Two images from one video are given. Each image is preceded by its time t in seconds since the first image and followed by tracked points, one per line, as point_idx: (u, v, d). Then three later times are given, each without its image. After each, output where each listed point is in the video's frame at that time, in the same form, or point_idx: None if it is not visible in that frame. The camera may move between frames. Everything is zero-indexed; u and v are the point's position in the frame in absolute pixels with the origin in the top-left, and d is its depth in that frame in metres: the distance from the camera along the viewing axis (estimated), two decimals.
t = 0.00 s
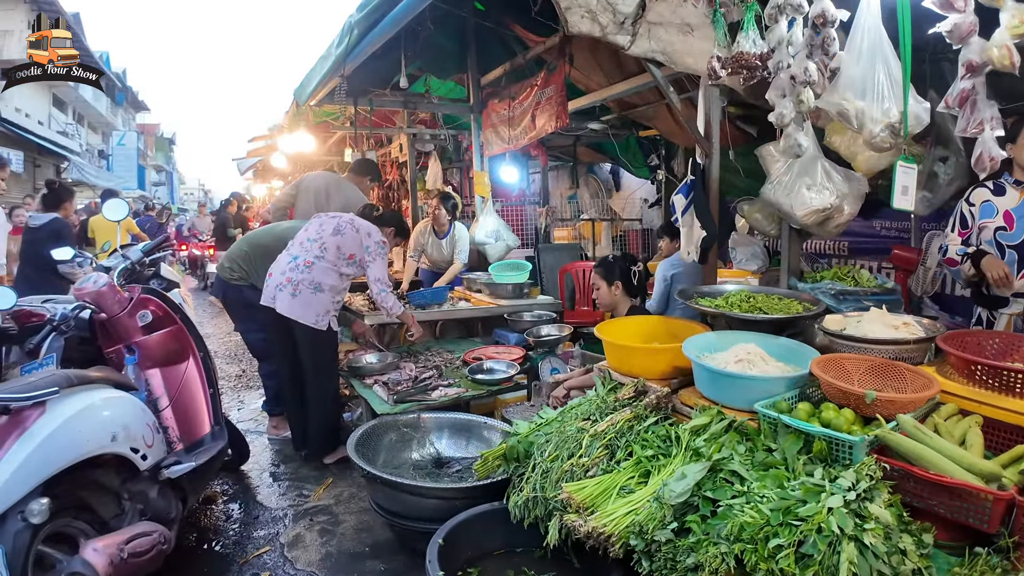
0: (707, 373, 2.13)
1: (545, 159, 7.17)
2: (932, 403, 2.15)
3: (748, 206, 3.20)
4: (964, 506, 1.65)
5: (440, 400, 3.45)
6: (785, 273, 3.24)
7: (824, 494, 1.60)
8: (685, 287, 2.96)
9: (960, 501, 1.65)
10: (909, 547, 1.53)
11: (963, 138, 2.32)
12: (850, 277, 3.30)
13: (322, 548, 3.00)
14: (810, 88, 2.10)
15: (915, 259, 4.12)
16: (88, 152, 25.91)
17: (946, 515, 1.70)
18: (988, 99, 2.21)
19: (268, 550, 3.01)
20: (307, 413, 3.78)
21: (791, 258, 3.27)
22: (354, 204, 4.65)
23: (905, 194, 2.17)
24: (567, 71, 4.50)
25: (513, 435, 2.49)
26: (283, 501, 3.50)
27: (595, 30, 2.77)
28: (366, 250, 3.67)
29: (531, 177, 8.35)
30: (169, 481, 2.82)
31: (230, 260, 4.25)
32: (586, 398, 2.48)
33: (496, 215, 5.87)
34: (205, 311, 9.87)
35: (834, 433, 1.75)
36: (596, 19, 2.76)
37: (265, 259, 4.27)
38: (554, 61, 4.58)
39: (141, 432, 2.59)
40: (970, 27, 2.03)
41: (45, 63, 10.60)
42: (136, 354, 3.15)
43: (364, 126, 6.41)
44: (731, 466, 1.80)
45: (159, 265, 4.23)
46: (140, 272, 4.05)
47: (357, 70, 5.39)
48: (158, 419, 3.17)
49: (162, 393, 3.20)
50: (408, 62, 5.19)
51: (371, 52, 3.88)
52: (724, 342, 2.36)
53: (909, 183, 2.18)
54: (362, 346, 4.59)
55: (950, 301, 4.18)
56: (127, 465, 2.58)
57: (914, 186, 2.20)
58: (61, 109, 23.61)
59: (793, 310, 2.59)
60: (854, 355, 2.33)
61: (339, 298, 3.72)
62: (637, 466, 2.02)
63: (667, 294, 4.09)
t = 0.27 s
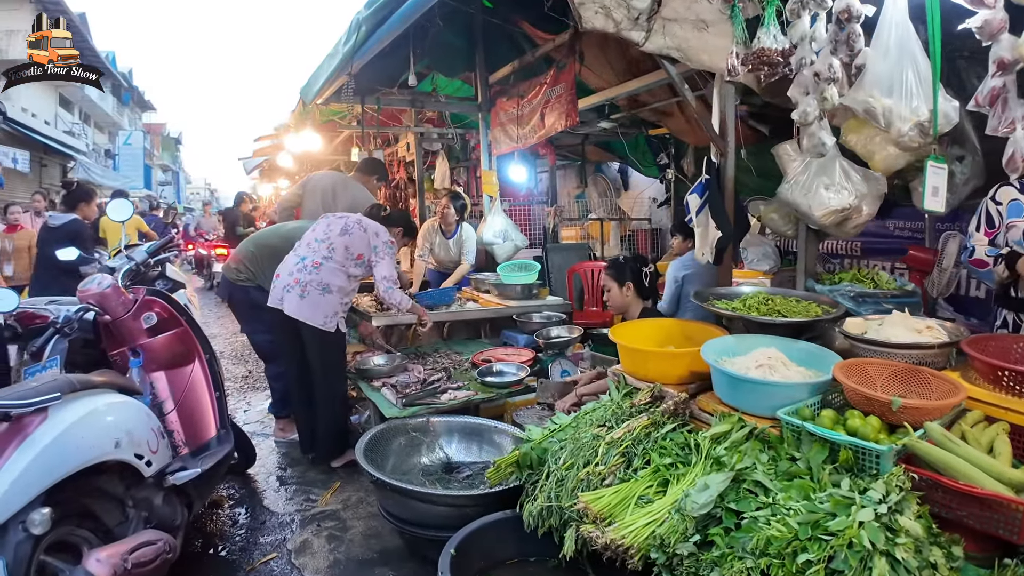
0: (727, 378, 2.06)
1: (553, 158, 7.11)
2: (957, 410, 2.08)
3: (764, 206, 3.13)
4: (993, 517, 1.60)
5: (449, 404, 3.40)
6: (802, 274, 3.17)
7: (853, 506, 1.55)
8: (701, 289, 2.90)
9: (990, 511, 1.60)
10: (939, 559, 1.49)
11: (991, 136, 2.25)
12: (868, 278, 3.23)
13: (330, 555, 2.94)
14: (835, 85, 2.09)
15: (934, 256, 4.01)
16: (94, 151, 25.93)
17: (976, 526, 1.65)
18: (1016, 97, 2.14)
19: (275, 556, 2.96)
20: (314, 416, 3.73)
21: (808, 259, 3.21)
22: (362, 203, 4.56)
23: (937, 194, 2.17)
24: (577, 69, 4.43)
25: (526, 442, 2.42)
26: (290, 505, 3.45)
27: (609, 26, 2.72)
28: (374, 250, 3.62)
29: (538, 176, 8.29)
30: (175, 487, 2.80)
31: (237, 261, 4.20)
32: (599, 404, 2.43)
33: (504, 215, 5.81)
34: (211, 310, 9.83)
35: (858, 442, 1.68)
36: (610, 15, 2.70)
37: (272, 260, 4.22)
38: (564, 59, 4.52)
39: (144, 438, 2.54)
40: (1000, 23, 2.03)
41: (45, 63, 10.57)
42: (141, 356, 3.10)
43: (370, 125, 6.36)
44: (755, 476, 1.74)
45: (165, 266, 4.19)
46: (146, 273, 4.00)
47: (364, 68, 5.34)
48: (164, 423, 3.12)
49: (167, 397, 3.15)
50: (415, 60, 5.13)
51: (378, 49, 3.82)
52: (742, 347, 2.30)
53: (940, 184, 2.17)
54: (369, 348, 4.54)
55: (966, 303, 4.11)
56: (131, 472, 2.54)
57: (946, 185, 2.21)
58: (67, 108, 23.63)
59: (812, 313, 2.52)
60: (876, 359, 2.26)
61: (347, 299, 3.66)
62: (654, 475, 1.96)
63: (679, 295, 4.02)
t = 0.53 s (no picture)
0: (752, 387, 1.98)
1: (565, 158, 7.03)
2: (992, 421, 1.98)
3: (785, 207, 3.05)
4: None
5: (461, 409, 3.33)
6: (824, 277, 3.08)
7: (891, 526, 1.48)
8: (722, 292, 2.81)
9: None
10: None
11: None
12: (893, 281, 3.13)
13: (339, 564, 2.87)
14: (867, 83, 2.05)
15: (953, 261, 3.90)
16: (105, 151, 25.99)
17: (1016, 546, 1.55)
18: None
19: (283, 565, 2.89)
20: (323, 420, 3.67)
21: (831, 262, 3.12)
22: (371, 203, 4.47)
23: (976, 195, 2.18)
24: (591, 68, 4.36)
25: (542, 451, 2.34)
26: (299, 512, 3.38)
27: (627, 21, 2.65)
28: (389, 253, 3.56)
29: (550, 176, 8.21)
30: (180, 495, 2.73)
31: (245, 262, 4.14)
32: (618, 412, 2.35)
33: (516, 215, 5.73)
34: (221, 310, 9.80)
35: (893, 457, 1.60)
36: (629, 10, 2.63)
37: (281, 261, 4.16)
38: (578, 57, 4.45)
39: (150, 446, 2.48)
40: None
41: (48, 62, 10.54)
42: (147, 360, 3.04)
43: (381, 124, 6.30)
44: (785, 491, 1.66)
45: (173, 267, 4.14)
46: (153, 275, 3.95)
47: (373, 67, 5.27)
48: (170, 428, 3.06)
49: (174, 401, 3.09)
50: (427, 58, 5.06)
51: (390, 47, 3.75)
52: (766, 354, 2.22)
53: (979, 185, 2.18)
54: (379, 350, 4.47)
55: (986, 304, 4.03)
56: (135, 480, 2.48)
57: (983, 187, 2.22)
58: (78, 108, 23.69)
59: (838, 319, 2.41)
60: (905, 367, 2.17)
61: (356, 302, 3.58)
62: (677, 487, 1.89)
63: (695, 298, 3.94)
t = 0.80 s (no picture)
0: (777, 397, 1.89)
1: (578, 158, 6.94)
2: None
3: (807, 208, 2.96)
4: None
5: (472, 414, 3.25)
6: (847, 281, 2.99)
7: (927, 547, 1.39)
8: (743, 296, 2.73)
9: None
10: None
11: None
12: (918, 285, 3.03)
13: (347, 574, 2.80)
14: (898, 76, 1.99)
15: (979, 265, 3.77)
16: (118, 151, 26.10)
17: None
18: None
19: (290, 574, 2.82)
20: (332, 425, 3.60)
21: (854, 265, 3.02)
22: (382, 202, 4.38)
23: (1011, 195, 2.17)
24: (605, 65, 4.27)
25: (556, 461, 2.26)
26: (306, 519, 3.31)
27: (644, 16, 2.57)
28: (401, 255, 3.49)
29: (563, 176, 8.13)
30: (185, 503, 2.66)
31: (254, 264, 4.08)
32: (635, 421, 2.27)
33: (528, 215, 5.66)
34: (232, 311, 9.78)
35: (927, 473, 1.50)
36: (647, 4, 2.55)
37: (290, 262, 4.11)
38: (592, 54, 4.37)
39: (153, 453, 2.42)
40: None
41: (45, 63, 10.50)
42: (153, 363, 2.96)
43: (391, 124, 6.24)
44: (813, 508, 1.58)
45: (182, 267, 4.09)
46: (162, 276, 3.91)
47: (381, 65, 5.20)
48: (176, 432, 3.00)
49: (180, 405, 3.02)
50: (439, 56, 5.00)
51: (401, 43, 3.68)
52: (789, 361, 2.13)
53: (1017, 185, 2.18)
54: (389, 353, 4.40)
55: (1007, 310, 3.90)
56: (138, 488, 2.42)
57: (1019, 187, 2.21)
58: (92, 109, 23.80)
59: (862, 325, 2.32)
60: (935, 375, 2.06)
61: (367, 304, 3.52)
62: (698, 501, 1.80)
63: (712, 301, 3.85)
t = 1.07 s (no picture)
0: (797, 401, 1.83)
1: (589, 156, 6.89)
2: None
3: (825, 206, 2.89)
4: None
5: (482, 415, 3.21)
6: (866, 280, 2.92)
7: (954, 556, 1.33)
8: (760, 295, 2.67)
9: None
10: None
11: None
12: (939, 285, 2.96)
13: None
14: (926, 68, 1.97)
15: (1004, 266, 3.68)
16: (132, 151, 26.25)
17: None
18: None
19: None
20: (341, 425, 3.57)
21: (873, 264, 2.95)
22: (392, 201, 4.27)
23: None
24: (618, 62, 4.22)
25: (568, 464, 2.21)
26: (315, 520, 3.28)
27: (660, 9, 2.52)
28: (412, 254, 3.45)
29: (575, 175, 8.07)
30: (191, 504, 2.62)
31: (265, 263, 4.06)
32: (649, 424, 2.22)
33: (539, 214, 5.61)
34: (243, 310, 9.79)
35: (953, 478, 1.44)
36: None
37: (299, 260, 4.07)
38: (604, 50, 4.32)
39: (159, 453, 2.38)
40: None
41: (46, 63, 10.53)
42: (162, 362, 2.92)
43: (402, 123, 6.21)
44: (835, 516, 1.52)
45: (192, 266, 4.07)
46: (172, 274, 3.89)
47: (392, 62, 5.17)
48: (184, 432, 2.97)
49: (188, 404, 2.99)
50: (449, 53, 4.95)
51: (411, 40, 3.64)
52: (809, 363, 2.07)
53: None
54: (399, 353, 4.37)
55: None
56: (143, 488, 2.39)
57: None
58: (106, 110, 23.95)
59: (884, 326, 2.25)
60: (958, 377, 1.99)
61: (379, 303, 3.49)
62: (715, 508, 1.75)
63: (726, 301, 3.79)
